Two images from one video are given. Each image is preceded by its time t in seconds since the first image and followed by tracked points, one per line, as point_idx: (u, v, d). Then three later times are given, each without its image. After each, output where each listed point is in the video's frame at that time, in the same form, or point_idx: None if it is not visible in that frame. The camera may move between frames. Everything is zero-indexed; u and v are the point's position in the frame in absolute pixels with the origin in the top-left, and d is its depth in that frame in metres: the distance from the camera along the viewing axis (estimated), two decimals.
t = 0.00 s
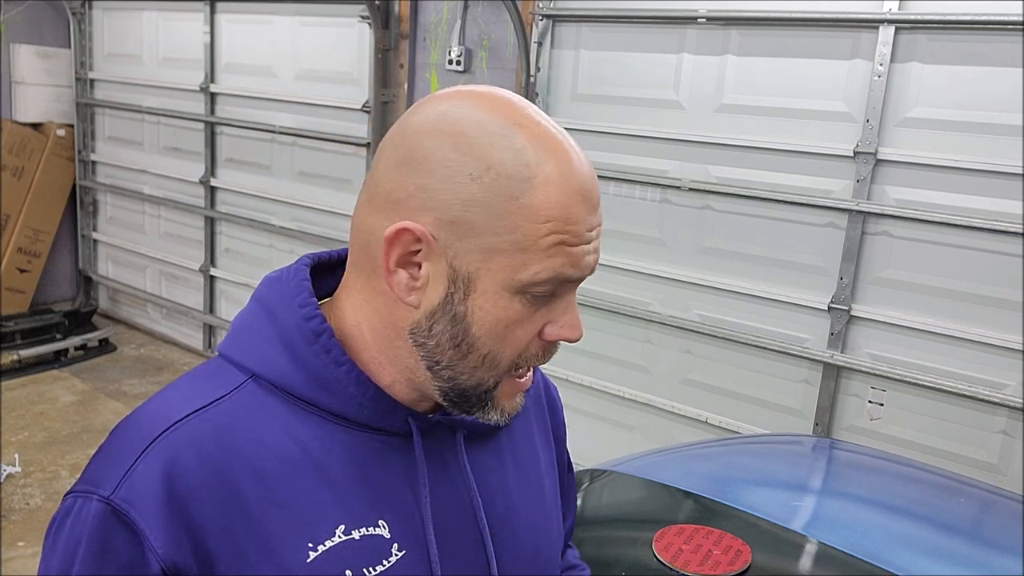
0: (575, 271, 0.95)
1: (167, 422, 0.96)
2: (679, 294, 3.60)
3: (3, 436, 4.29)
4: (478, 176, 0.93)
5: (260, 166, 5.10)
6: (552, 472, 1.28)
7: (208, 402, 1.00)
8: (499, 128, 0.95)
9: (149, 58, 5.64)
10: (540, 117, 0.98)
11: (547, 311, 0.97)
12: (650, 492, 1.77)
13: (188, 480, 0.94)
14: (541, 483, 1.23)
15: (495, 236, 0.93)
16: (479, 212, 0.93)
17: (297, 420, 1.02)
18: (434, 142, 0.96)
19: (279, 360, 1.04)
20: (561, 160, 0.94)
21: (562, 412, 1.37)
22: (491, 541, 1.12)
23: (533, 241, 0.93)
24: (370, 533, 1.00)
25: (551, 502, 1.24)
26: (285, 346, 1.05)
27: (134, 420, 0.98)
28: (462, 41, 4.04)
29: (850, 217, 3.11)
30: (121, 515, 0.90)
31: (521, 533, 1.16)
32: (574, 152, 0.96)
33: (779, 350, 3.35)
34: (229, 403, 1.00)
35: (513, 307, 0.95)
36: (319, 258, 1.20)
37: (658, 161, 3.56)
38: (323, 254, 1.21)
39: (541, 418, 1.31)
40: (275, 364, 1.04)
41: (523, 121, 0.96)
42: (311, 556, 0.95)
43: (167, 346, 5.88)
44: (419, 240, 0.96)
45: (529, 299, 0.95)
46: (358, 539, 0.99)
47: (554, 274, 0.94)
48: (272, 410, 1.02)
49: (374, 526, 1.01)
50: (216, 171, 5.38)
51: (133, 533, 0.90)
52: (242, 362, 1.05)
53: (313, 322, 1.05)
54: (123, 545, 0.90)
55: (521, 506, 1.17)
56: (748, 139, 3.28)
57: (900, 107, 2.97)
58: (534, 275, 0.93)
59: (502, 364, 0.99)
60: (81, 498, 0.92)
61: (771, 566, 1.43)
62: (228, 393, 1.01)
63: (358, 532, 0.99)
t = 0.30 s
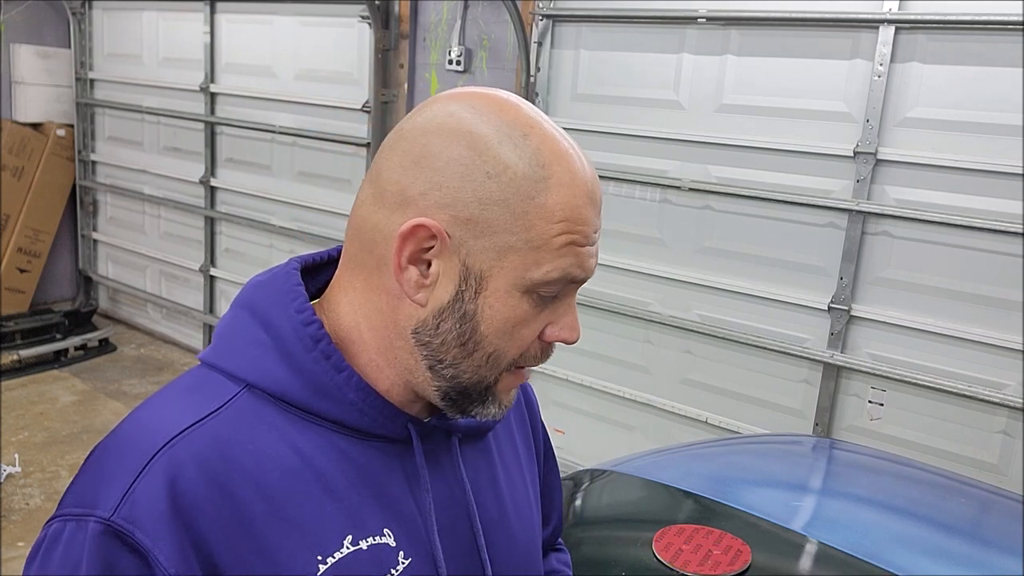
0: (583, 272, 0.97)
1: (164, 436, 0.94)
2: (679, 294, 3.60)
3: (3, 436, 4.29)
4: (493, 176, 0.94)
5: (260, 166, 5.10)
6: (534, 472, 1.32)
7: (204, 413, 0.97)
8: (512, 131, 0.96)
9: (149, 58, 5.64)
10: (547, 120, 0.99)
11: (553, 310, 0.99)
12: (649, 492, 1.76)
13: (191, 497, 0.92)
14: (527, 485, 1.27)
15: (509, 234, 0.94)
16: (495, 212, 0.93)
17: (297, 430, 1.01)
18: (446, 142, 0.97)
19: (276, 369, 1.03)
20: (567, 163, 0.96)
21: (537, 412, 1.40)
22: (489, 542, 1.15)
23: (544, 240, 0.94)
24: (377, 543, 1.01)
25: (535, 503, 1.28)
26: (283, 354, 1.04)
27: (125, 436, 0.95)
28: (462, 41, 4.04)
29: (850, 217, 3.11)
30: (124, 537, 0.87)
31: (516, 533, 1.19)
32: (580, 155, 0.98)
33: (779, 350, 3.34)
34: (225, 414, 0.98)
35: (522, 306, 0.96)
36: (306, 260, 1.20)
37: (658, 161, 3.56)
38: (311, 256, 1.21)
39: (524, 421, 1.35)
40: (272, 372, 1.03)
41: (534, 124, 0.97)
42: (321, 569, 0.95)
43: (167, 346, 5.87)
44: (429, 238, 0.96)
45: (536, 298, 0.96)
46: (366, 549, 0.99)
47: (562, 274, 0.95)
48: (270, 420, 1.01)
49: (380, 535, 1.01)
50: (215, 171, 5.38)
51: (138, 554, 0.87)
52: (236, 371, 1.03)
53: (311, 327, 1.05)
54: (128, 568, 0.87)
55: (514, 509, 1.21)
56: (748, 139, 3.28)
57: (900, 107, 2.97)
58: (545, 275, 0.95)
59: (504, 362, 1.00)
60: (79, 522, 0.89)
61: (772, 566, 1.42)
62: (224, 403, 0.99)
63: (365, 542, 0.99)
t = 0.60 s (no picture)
0: (452, 189, 0.94)
1: (156, 425, 0.95)
2: (679, 294, 3.60)
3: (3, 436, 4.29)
4: (373, 112, 1.03)
5: (260, 166, 5.10)
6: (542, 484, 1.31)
7: (199, 406, 0.98)
8: (403, 78, 1.04)
9: (149, 58, 5.64)
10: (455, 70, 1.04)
11: (437, 240, 0.96)
12: (649, 492, 1.76)
13: (176, 485, 0.92)
14: (535, 495, 1.25)
15: (377, 158, 0.99)
16: (367, 140, 1.01)
17: (291, 426, 1.02)
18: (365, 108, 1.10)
19: (274, 365, 1.04)
20: (443, 91, 0.99)
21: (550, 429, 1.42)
22: (488, 551, 1.14)
23: (403, 156, 0.96)
24: (365, 544, 0.99)
25: (544, 514, 1.26)
26: (281, 352, 1.06)
27: (121, 425, 0.96)
28: (462, 41, 4.04)
29: (850, 217, 3.11)
30: (106, 520, 0.88)
31: (517, 544, 1.18)
32: (471, 87, 0.99)
33: (779, 350, 3.34)
34: (221, 408, 0.99)
35: (397, 230, 0.97)
36: (311, 263, 1.22)
37: (658, 161, 3.56)
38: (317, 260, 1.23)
39: (531, 431, 1.36)
40: (269, 369, 1.04)
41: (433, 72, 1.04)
42: (305, 566, 0.94)
43: (167, 346, 5.87)
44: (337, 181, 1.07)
45: (410, 221, 0.96)
46: (353, 549, 0.98)
47: (423, 188, 0.95)
48: (265, 416, 1.01)
49: (370, 536, 1.00)
50: (216, 171, 5.38)
51: (119, 538, 0.88)
52: (235, 367, 1.04)
53: (309, 325, 1.06)
54: (107, 552, 0.88)
55: (516, 516, 1.20)
56: (748, 139, 3.28)
57: (900, 107, 2.97)
58: (406, 191, 0.96)
59: (392, 296, 0.97)
60: (66, 503, 0.90)
61: (772, 566, 1.42)
62: (220, 397, 1.00)
63: (352, 542, 0.98)
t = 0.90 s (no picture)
0: (416, 201, 0.95)
1: (157, 415, 0.97)
2: (679, 294, 3.60)
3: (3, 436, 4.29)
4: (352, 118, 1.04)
5: (260, 166, 5.10)
6: (562, 487, 1.28)
7: (200, 397, 1.00)
8: (382, 84, 1.04)
9: (149, 58, 5.64)
10: (431, 70, 1.03)
11: (406, 250, 0.98)
12: (649, 492, 1.76)
13: (169, 471, 0.93)
14: (548, 498, 1.22)
15: (351, 168, 1.01)
16: (343, 149, 1.03)
17: (286, 419, 1.02)
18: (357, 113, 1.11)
19: (274, 359, 1.04)
20: (412, 97, 0.99)
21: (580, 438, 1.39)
22: (493, 552, 1.12)
23: (372, 168, 0.98)
24: (354, 538, 0.99)
25: (559, 516, 1.23)
26: (280, 345, 1.06)
27: (127, 415, 0.99)
28: (462, 41, 4.04)
29: (850, 217, 3.11)
30: (99, 502, 0.90)
31: (522, 547, 1.16)
32: (440, 91, 0.99)
33: (779, 350, 3.34)
34: (221, 400, 1.00)
35: (369, 241, 0.99)
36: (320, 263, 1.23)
37: (658, 161, 3.56)
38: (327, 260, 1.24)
39: (552, 433, 1.33)
40: (268, 363, 1.04)
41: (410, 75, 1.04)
42: (290, 556, 0.94)
43: (167, 346, 5.88)
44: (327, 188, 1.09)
45: (380, 232, 0.98)
46: (340, 542, 0.97)
47: (389, 202, 0.96)
48: (263, 409, 1.01)
49: (359, 530, 1.00)
50: (216, 171, 5.38)
51: (110, 520, 0.90)
52: (237, 360, 1.05)
53: (307, 320, 1.06)
54: (98, 532, 0.90)
55: (521, 517, 1.17)
56: (748, 139, 3.28)
57: (901, 106, 2.97)
58: (375, 204, 0.97)
59: (367, 305, 1.00)
60: (68, 486, 0.93)
61: (772, 566, 1.42)
62: (221, 389, 1.01)
63: (341, 535, 0.98)
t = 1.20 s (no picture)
0: (357, 168, 0.98)
1: (181, 407, 0.99)
2: (679, 294, 3.60)
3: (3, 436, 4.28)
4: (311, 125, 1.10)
5: (260, 166, 5.10)
6: (582, 482, 1.25)
7: (222, 390, 1.02)
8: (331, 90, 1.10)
9: (149, 58, 5.64)
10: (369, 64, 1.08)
11: (361, 220, 1.00)
12: (649, 492, 1.75)
13: (194, 458, 0.95)
14: (568, 494, 1.20)
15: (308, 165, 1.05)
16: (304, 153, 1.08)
17: (305, 409, 1.04)
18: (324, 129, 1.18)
19: (293, 352, 1.07)
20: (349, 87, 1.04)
21: (603, 438, 1.37)
22: (510, 546, 1.10)
23: (319, 154, 1.02)
24: (372, 525, 0.99)
25: (580, 513, 1.21)
26: (298, 338, 1.08)
27: (153, 410, 1.01)
28: (462, 41, 4.04)
29: (850, 217, 3.11)
30: (128, 487, 0.92)
31: (541, 543, 1.14)
32: (371, 74, 1.03)
33: (779, 350, 3.34)
34: (242, 393, 1.02)
35: (327, 222, 1.02)
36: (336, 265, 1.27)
37: (658, 161, 3.56)
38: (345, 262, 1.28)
39: (572, 430, 1.31)
40: (286, 357, 1.06)
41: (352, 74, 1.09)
42: (309, 541, 0.95)
43: (167, 346, 5.87)
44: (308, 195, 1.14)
45: (335, 209, 1.01)
46: (359, 529, 0.98)
47: (335, 177, 1.00)
48: (283, 401, 1.04)
49: (377, 518, 1.00)
50: (216, 171, 5.38)
51: (137, 504, 0.92)
52: (258, 355, 1.08)
53: (323, 314, 1.10)
54: (128, 516, 0.92)
55: (540, 512, 1.16)
56: (748, 139, 3.28)
57: (901, 107, 2.97)
58: (326, 184, 1.01)
59: (337, 282, 1.02)
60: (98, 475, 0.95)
61: (772, 566, 1.42)
62: (242, 384, 1.04)
63: (359, 523, 0.98)
